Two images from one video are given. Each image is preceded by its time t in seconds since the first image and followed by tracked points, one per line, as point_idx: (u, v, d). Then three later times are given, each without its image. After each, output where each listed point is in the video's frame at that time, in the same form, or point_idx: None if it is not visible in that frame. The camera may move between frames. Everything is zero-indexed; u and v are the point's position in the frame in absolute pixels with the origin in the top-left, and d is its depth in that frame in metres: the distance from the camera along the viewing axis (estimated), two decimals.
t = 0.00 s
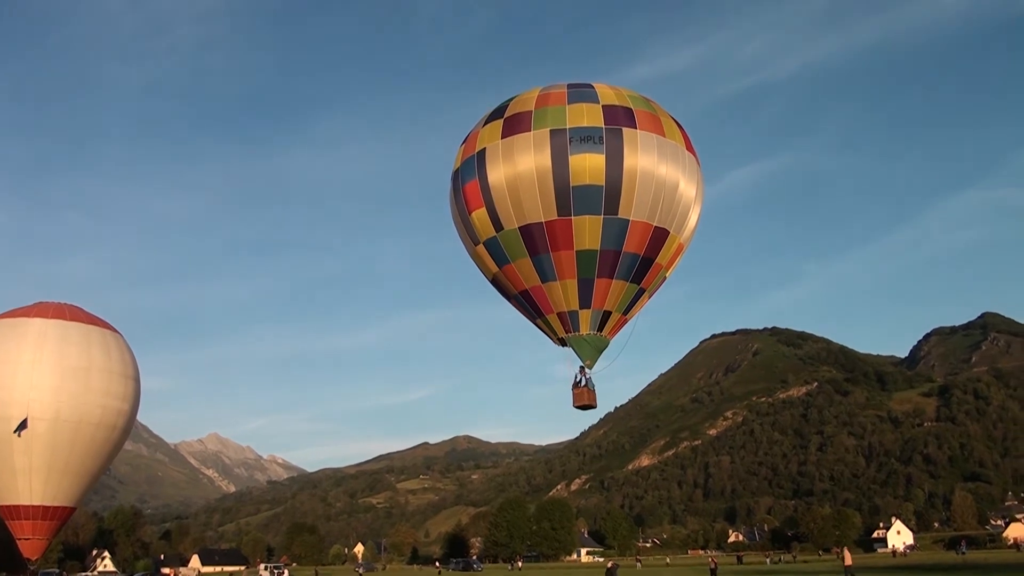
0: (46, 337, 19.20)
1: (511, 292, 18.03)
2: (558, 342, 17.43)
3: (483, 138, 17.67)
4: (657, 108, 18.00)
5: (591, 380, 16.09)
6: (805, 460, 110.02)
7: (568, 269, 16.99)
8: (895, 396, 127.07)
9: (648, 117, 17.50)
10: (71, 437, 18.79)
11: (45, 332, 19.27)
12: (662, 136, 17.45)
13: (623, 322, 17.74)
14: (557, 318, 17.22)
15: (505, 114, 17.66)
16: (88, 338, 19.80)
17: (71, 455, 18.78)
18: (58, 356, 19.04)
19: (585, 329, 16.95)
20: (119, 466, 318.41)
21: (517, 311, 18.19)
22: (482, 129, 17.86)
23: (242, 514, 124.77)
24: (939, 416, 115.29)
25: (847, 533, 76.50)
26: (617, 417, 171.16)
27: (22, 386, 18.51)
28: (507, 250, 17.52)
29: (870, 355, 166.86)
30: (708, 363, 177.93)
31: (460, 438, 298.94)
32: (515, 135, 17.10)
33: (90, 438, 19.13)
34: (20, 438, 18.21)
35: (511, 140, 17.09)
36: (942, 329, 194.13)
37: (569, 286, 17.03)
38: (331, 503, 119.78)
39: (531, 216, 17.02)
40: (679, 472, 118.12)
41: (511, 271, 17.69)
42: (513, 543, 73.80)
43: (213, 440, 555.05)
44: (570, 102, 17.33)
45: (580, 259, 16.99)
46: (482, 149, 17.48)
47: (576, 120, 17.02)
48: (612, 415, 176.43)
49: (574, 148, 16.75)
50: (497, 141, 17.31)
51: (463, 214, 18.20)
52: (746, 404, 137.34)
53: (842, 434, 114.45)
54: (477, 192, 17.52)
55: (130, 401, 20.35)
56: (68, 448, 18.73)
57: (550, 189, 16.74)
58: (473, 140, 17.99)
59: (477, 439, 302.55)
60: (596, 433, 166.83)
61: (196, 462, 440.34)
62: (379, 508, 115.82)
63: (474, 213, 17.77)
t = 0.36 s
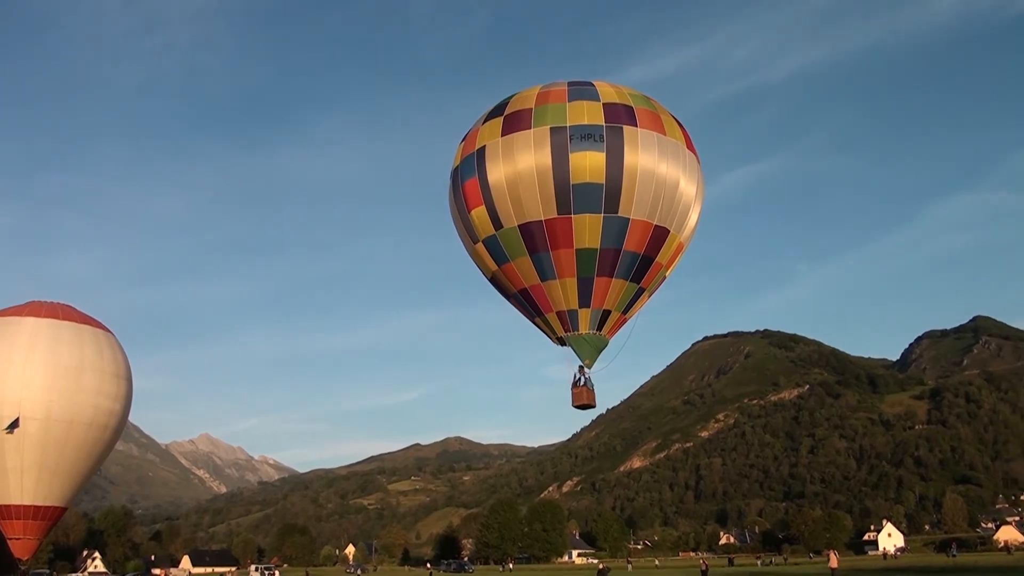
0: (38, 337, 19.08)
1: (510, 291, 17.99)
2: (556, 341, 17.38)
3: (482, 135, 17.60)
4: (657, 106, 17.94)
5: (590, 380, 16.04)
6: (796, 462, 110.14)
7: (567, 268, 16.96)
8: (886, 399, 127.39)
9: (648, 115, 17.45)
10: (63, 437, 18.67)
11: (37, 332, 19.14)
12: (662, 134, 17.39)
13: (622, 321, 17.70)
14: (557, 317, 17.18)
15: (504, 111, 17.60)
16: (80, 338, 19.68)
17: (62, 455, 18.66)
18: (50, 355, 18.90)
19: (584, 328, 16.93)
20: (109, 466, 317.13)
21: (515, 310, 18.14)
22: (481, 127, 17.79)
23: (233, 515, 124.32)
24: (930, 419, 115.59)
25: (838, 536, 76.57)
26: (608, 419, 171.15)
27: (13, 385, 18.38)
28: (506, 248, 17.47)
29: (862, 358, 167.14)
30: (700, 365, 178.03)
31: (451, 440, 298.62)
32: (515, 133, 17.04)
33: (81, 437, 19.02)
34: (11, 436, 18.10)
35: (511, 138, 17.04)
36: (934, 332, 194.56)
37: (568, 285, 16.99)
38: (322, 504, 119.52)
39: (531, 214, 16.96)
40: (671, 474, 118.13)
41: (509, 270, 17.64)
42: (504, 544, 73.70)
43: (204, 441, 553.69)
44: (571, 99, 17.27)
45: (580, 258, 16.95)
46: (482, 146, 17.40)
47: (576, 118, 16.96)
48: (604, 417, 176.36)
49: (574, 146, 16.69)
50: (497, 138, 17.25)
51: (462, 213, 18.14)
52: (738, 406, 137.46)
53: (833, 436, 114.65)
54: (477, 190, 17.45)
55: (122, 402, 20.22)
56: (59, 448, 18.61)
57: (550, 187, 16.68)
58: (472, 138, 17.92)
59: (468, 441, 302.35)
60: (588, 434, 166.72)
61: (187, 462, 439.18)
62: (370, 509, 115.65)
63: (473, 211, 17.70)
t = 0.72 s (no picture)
0: (26, 335, 18.96)
1: (505, 288, 17.97)
2: (552, 339, 17.42)
3: (478, 132, 17.54)
4: (654, 103, 17.93)
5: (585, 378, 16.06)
6: (783, 463, 110.46)
7: (563, 265, 16.96)
8: (874, 401, 127.95)
9: (645, 113, 17.44)
10: (50, 436, 18.56)
11: (25, 330, 19.03)
12: (659, 132, 17.38)
13: (618, 319, 17.72)
14: (552, 315, 17.22)
15: (500, 108, 17.55)
16: (68, 337, 19.58)
17: (50, 454, 18.53)
18: (37, 353, 18.75)
19: (580, 326, 16.96)
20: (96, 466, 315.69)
21: (511, 308, 18.14)
22: (477, 124, 17.74)
23: (220, 515, 123.97)
24: (917, 421, 116.13)
25: (825, 537, 76.83)
26: (596, 420, 171.23)
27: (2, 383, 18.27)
28: (502, 246, 17.45)
29: (849, 361, 167.65)
30: (688, 366, 178.28)
31: (439, 441, 298.35)
32: (512, 130, 17.00)
33: (69, 436, 18.92)
34: None
35: (507, 135, 17.00)
36: (921, 334, 195.35)
37: (564, 282, 17.00)
38: (310, 505, 119.34)
39: (527, 211, 16.93)
40: (659, 475, 118.28)
41: (505, 268, 17.62)
42: (492, 545, 73.71)
43: (191, 440, 551.71)
44: (568, 96, 17.24)
45: (576, 256, 16.96)
46: (478, 143, 17.35)
47: (573, 115, 16.92)
48: (592, 418, 176.45)
49: (571, 143, 16.66)
50: (493, 135, 17.20)
51: (457, 210, 18.09)
52: (726, 407, 137.77)
53: (821, 438, 115.02)
54: (472, 187, 17.40)
55: (110, 401, 20.11)
56: (47, 446, 18.50)
57: (547, 184, 16.65)
58: (468, 134, 17.87)
59: (456, 441, 302.19)
60: (576, 435, 166.80)
61: (174, 462, 437.72)
62: (358, 510, 115.48)
63: (469, 209, 17.65)
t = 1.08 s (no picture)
0: (12, 332, 18.83)
1: (499, 286, 17.94)
2: (546, 337, 17.41)
3: (473, 128, 17.51)
4: (650, 101, 17.94)
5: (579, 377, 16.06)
6: (770, 464, 110.85)
7: (558, 263, 16.95)
8: (860, 402, 128.55)
9: (641, 110, 17.44)
10: (37, 433, 18.45)
11: (12, 327, 18.90)
12: (655, 129, 17.39)
13: (612, 317, 17.72)
14: (547, 313, 17.21)
15: (496, 105, 17.53)
16: (55, 334, 19.44)
17: (36, 452, 18.41)
18: (24, 351, 18.61)
19: (574, 324, 16.96)
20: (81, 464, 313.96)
21: (504, 305, 18.12)
22: (472, 120, 17.69)
23: (206, 514, 123.52)
24: (902, 423, 116.73)
25: (811, 537, 77.13)
26: (583, 420, 171.30)
27: None
28: (496, 243, 17.41)
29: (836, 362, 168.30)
30: (675, 367, 178.62)
31: (426, 440, 297.86)
32: (507, 127, 16.98)
33: (56, 435, 18.80)
34: None
35: (502, 131, 16.97)
36: (907, 336, 196.36)
37: (559, 280, 16.99)
38: (296, 504, 119.01)
39: (522, 208, 16.91)
40: (645, 476, 118.46)
41: (499, 264, 17.58)
42: (478, 545, 73.67)
43: (177, 440, 549.53)
44: (563, 93, 17.24)
45: (571, 253, 16.95)
46: (473, 139, 17.32)
47: (569, 111, 16.92)
48: (579, 418, 176.52)
49: (566, 139, 16.65)
50: (488, 132, 17.17)
51: (451, 206, 18.03)
52: (712, 408, 138.12)
53: (807, 439, 115.47)
54: (467, 183, 17.35)
55: (97, 399, 19.97)
56: (33, 444, 18.37)
57: (542, 181, 16.64)
58: (462, 130, 17.83)
59: (443, 441, 302.00)
60: (563, 435, 166.85)
61: (160, 461, 435.82)
62: (344, 509, 115.27)
63: (463, 205, 17.61)
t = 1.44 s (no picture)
0: None
1: (493, 283, 17.91)
2: (539, 335, 17.41)
3: (467, 124, 17.50)
4: (645, 98, 17.95)
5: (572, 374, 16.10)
6: (754, 465, 111.26)
7: (551, 260, 16.97)
8: (844, 404, 129.23)
9: (636, 107, 17.44)
10: (20, 432, 18.33)
11: None
12: (649, 126, 17.40)
13: (606, 315, 17.71)
14: (540, 311, 17.21)
15: (490, 101, 17.50)
16: (41, 331, 19.31)
17: (21, 451, 18.30)
18: (9, 349, 18.49)
19: (567, 322, 16.96)
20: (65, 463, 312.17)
21: (497, 302, 18.12)
22: (466, 116, 17.67)
23: (190, 514, 123.04)
24: (886, 424, 117.37)
25: (794, 538, 77.51)
26: (568, 420, 171.49)
27: None
28: (489, 240, 17.40)
29: (820, 363, 169.06)
30: (660, 368, 179.00)
31: (411, 440, 297.50)
32: (501, 123, 16.96)
33: (39, 433, 18.68)
34: None
35: (497, 128, 16.95)
36: (892, 338, 197.49)
37: (553, 278, 17.01)
38: (281, 504, 118.72)
39: (516, 205, 16.92)
40: (630, 476, 118.69)
41: (492, 261, 17.58)
42: (463, 545, 73.64)
43: (161, 439, 547.01)
44: (558, 89, 17.25)
45: (565, 250, 16.95)
46: (466, 135, 17.31)
47: (563, 108, 16.93)
48: (564, 419, 176.68)
49: (561, 136, 16.66)
50: (482, 127, 17.14)
51: (444, 203, 17.99)
52: (697, 409, 138.52)
53: (791, 440, 115.95)
54: (461, 179, 17.33)
55: (81, 397, 19.86)
56: (16, 442, 18.26)
57: (536, 178, 16.64)
58: (457, 127, 17.79)
59: (428, 441, 301.72)
60: (548, 436, 166.95)
61: (145, 461, 433.86)
62: (329, 509, 115.03)
63: (456, 202, 17.58)
